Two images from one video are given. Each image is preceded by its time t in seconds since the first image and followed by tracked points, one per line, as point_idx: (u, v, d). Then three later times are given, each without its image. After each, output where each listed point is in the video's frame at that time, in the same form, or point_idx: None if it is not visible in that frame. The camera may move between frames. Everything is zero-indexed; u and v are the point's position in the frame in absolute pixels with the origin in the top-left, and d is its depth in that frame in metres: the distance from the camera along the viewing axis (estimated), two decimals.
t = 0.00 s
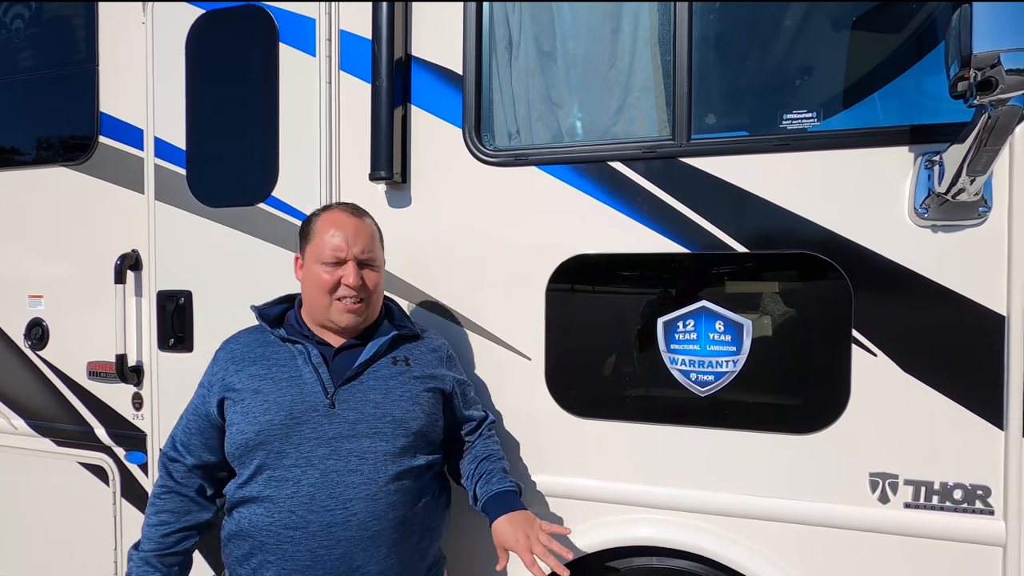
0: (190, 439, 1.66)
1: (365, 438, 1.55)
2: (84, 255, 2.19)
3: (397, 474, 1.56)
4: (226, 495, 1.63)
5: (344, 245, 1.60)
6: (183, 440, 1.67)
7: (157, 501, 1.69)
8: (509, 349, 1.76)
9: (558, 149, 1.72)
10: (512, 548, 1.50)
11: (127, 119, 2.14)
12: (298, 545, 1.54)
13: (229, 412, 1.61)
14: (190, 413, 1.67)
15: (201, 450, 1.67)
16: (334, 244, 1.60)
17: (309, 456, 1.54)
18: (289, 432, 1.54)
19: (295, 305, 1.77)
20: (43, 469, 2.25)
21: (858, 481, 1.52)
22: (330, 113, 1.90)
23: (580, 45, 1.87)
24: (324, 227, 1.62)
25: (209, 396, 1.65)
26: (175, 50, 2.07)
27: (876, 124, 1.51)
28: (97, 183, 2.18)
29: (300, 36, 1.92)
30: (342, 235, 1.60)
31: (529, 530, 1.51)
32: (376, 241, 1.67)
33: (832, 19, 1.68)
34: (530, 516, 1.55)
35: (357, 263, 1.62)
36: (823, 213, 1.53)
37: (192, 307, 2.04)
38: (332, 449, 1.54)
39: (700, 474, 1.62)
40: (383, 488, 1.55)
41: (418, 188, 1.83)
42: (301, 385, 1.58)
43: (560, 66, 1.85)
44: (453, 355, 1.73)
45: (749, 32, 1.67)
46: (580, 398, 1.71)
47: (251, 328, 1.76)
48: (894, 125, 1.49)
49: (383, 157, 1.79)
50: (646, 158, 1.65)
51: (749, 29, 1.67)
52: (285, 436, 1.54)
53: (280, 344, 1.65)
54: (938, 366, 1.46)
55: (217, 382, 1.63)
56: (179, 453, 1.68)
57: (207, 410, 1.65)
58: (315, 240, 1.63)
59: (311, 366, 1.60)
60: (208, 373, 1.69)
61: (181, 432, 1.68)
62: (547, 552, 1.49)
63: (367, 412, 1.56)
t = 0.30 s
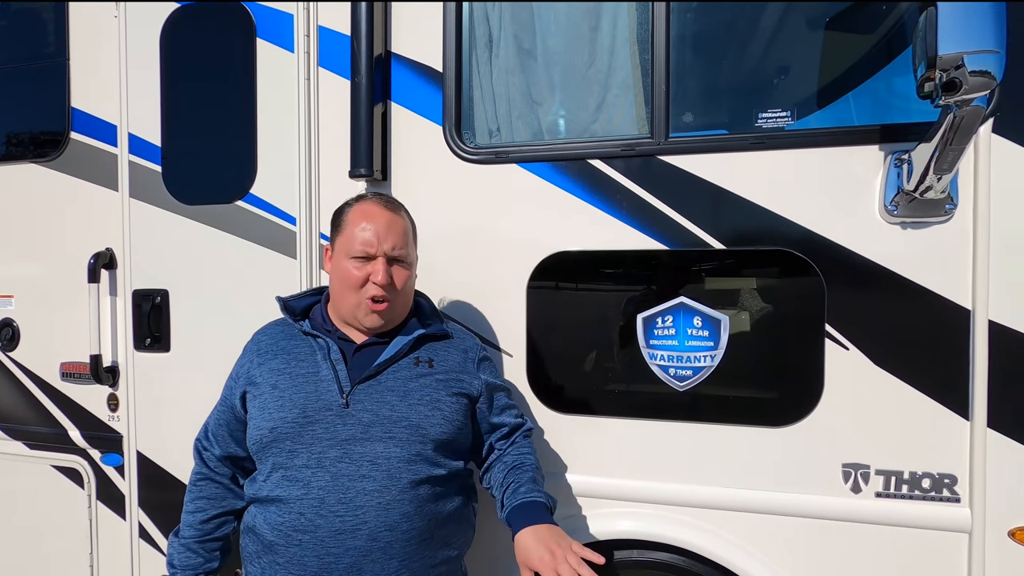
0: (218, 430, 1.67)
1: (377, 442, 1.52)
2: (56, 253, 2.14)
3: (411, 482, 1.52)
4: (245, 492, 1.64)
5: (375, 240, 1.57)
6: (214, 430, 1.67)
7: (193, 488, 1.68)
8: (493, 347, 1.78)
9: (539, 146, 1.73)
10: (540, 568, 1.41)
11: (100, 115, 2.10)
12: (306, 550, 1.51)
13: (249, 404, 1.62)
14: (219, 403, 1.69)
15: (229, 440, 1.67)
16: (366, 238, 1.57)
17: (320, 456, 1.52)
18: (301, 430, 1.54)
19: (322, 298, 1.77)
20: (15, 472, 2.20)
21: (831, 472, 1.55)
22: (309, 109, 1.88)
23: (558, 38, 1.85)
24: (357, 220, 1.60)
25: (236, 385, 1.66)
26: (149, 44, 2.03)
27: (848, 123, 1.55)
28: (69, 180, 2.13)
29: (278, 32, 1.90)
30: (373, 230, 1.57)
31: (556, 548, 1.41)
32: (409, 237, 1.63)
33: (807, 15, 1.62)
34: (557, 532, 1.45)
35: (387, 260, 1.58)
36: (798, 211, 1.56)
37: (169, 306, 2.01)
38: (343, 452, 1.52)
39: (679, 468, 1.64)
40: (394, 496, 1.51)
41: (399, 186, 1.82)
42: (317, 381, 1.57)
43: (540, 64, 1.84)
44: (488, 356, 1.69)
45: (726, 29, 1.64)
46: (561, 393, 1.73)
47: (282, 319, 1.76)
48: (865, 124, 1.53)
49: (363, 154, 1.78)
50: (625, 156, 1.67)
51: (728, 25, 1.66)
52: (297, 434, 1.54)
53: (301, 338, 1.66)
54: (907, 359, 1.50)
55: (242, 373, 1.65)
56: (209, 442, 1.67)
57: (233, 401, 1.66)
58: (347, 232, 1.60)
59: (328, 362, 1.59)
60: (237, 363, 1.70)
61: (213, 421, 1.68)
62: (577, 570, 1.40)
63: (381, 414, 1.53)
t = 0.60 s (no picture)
0: (192, 436, 1.64)
1: (380, 450, 1.51)
2: (50, 246, 2.12)
3: (415, 491, 1.52)
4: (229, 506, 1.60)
5: (382, 229, 1.56)
6: (188, 437, 1.65)
7: (166, 497, 1.67)
8: (490, 343, 1.78)
9: (536, 143, 1.73)
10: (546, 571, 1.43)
11: (94, 108, 2.08)
12: (308, 566, 1.50)
13: (232, 410, 1.58)
14: (197, 408, 1.66)
15: (202, 448, 1.65)
16: (372, 227, 1.57)
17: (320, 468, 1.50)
18: (297, 439, 1.51)
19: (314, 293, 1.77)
20: (8, 466, 2.19)
21: (825, 469, 1.56)
22: (306, 103, 1.87)
23: (557, 31, 1.77)
24: (363, 209, 1.59)
25: (215, 390, 1.62)
26: (145, 37, 2.02)
27: (844, 122, 1.55)
28: (62, 173, 2.11)
29: (274, 25, 1.88)
30: (381, 219, 1.57)
31: (564, 551, 1.43)
32: (416, 231, 1.63)
33: (805, 15, 1.59)
34: (562, 534, 1.46)
35: (393, 251, 1.58)
36: (793, 209, 1.56)
37: (164, 301, 2.00)
38: (344, 462, 1.50)
39: (673, 464, 1.65)
40: (400, 507, 1.51)
41: (396, 181, 1.82)
42: (311, 386, 1.55)
43: (537, 60, 1.78)
44: (484, 359, 1.70)
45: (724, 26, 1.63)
46: (556, 390, 1.73)
47: (264, 318, 1.73)
48: (861, 123, 1.54)
49: (359, 150, 1.77)
50: (622, 153, 1.67)
51: (727, 22, 1.63)
52: (293, 443, 1.51)
53: (291, 338, 1.64)
54: (901, 357, 1.51)
55: (224, 378, 1.61)
56: (183, 449, 1.66)
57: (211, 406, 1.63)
58: (353, 221, 1.60)
59: (324, 365, 1.58)
60: (215, 366, 1.66)
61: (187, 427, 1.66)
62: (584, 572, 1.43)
63: (383, 422, 1.52)
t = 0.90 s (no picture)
0: (77, 492, 1.30)
1: (364, 461, 1.40)
2: (47, 242, 2.11)
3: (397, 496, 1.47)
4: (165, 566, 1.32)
5: (350, 218, 1.45)
6: (64, 495, 1.30)
7: None
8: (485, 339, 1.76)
9: (534, 139, 1.72)
10: (549, 496, 1.49)
11: (90, 103, 2.07)
12: None
13: (163, 444, 1.28)
14: (84, 449, 1.30)
15: (89, 504, 1.32)
16: (338, 216, 1.43)
17: (303, 492, 1.34)
18: (271, 465, 1.31)
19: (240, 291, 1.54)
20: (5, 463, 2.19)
21: (822, 466, 1.56)
22: (302, 98, 1.86)
23: (555, 27, 1.76)
24: (320, 195, 1.43)
25: (119, 424, 1.29)
26: (140, 32, 2.00)
27: (843, 119, 1.55)
28: (58, 168, 2.10)
29: (271, 21, 1.87)
30: (342, 208, 1.43)
31: (557, 475, 1.53)
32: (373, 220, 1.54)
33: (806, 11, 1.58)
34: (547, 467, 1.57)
35: (359, 243, 1.48)
36: (791, 205, 1.56)
37: (160, 297, 1.99)
38: (330, 480, 1.37)
39: (671, 461, 1.65)
40: (390, 516, 1.46)
41: (393, 177, 1.81)
42: (273, 401, 1.34)
43: (536, 56, 1.77)
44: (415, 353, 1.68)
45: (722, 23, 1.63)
46: (554, 387, 1.73)
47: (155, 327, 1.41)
48: (859, 120, 1.54)
49: (356, 145, 1.76)
50: (620, 149, 1.67)
51: (726, 19, 1.63)
52: (266, 471, 1.30)
53: (229, 346, 1.39)
54: (898, 354, 1.51)
55: (137, 408, 1.28)
56: (57, 512, 1.30)
57: (114, 446, 1.30)
58: (307, 208, 1.42)
59: (284, 373, 1.38)
60: (106, 394, 1.30)
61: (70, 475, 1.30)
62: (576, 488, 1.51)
63: (362, 430, 1.41)
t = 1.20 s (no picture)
0: None
1: (341, 467, 1.37)
2: (35, 241, 2.09)
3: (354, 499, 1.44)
4: None
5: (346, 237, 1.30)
6: None
7: None
8: (478, 338, 1.76)
9: (527, 138, 1.72)
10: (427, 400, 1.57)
11: (78, 100, 2.05)
12: None
13: (162, 498, 1.05)
14: (22, 538, 0.94)
15: None
16: (341, 237, 1.26)
17: (308, 512, 1.27)
18: (284, 493, 1.20)
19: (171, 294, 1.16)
20: None
21: (812, 464, 1.57)
22: (294, 96, 1.85)
23: (546, 33, 1.95)
24: (328, 212, 1.24)
25: (83, 490, 0.98)
26: (129, 28, 1.98)
27: (835, 120, 1.55)
28: (46, 166, 2.08)
29: (262, 18, 1.86)
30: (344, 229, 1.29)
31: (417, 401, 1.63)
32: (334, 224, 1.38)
33: (796, 13, 1.65)
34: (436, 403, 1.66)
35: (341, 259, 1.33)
36: (783, 205, 1.57)
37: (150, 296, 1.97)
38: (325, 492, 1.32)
39: (662, 459, 1.66)
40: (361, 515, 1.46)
41: (385, 176, 1.80)
42: (269, 427, 1.19)
43: (529, 57, 1.93)
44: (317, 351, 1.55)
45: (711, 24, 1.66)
46: (547, 386, 1.73)
47: (67, 349, 1.06)
48: (850, 120, 1.54)
49: (349, 144, 1.75)
50: (613, 149, 1.67)
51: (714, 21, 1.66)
52: (281, 500, 1.19)
53: (199, 376, 1.13)
54: (888, 353, 1.52)
55: (115, 460, 1.01)
56: None
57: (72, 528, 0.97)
58: (314, 225, 1.21)
59: (271, 397, 1.21)
60: (48, 454, 0.96)
61: None
62: (428, 396, 1.58)
63: (335, 438, 1.35)
